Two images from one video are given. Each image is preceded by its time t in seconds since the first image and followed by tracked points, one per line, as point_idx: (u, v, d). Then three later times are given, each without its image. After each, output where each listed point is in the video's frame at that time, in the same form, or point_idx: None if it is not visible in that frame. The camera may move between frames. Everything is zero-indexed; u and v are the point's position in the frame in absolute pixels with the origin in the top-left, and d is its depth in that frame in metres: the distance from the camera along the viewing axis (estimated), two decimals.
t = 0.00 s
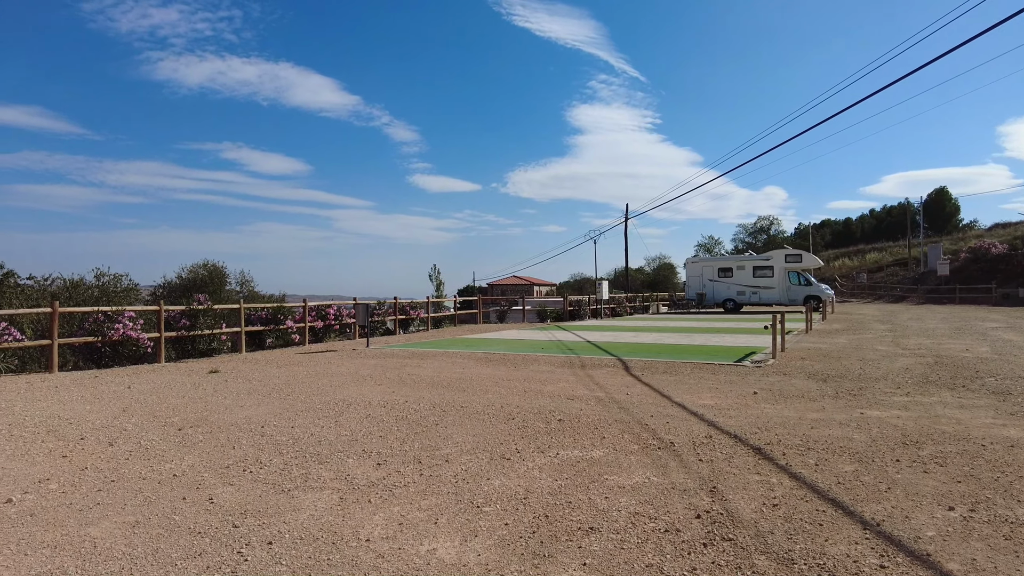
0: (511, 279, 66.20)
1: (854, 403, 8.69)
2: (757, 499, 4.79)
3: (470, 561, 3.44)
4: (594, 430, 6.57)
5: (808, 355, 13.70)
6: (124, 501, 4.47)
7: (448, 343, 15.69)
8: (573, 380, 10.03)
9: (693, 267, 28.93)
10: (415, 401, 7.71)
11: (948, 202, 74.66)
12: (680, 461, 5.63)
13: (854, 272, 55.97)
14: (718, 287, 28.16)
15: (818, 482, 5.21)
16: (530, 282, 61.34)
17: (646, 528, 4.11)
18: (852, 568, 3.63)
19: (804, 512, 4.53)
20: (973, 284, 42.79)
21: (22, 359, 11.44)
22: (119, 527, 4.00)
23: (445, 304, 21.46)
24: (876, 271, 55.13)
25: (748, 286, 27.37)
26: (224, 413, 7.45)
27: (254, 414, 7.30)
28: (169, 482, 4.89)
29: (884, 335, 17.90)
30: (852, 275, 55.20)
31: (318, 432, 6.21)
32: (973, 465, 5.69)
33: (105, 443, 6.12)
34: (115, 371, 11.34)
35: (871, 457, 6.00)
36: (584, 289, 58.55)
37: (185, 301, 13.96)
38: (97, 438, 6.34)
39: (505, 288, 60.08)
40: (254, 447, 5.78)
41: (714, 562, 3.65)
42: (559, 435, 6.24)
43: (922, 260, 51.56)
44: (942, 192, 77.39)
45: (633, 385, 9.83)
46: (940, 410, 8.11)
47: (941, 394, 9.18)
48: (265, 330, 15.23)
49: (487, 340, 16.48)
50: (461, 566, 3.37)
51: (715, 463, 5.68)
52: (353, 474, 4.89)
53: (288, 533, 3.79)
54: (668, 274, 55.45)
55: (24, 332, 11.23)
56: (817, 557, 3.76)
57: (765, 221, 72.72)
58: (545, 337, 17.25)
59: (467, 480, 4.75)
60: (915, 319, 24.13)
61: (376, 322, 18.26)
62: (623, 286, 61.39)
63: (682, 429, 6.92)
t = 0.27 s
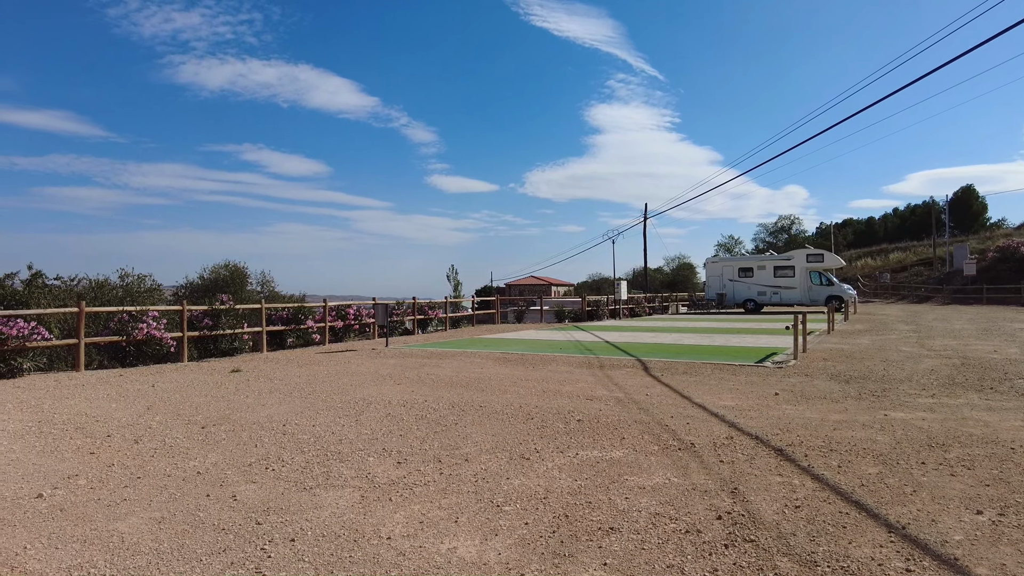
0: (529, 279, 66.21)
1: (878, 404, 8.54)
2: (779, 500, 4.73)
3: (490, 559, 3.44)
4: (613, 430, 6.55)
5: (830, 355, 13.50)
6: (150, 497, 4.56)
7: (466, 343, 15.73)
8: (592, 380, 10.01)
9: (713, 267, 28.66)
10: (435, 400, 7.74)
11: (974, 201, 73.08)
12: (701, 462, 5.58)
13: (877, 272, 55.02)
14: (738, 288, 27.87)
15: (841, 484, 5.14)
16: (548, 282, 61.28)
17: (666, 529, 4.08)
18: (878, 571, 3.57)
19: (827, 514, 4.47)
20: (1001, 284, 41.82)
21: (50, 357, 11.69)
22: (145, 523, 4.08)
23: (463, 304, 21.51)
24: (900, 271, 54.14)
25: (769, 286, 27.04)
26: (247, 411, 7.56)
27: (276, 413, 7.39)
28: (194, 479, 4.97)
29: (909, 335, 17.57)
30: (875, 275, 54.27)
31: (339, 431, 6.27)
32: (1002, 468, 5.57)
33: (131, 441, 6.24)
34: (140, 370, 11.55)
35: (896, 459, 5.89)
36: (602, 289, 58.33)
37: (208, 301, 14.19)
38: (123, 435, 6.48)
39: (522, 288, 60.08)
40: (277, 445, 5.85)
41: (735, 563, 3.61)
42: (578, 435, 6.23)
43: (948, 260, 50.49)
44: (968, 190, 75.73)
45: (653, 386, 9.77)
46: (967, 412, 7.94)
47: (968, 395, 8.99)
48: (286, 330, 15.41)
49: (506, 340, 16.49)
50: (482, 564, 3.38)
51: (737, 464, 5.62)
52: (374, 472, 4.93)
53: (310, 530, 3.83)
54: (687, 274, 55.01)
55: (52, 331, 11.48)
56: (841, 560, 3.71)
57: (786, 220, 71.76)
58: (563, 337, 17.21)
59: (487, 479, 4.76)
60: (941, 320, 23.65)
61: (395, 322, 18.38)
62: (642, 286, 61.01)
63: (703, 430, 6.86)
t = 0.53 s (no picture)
0: (546, 279, 66.10)
1: (902, 406, 8.40)
2: (801, 503, 4.67)
3: (510, 559, 3.45)
4: (632, 431, 6.52)
5: (852, 356, 13.30)
6: (174, 495, 4.63)
7: (484, 343, 15.76)
8: (610, 381, 9.97)
9: (732, 267, 28.38)
10: (453, 400, 7.77)
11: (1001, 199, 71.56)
12: (721, 464, 5.53)
13: (900, 272, 54.03)
14: (758, 288, 27.57)
15: (864, 487, 5.06)
16: (564, 282, 61.13)
17: (686, 530, 4.05)
18: None
19: (850, 517, 4.40)
20: None
21: (75, 356, 11.92)
22: (170, 520, 4.14)
23: (480, 304, 21.55)
24: (924, 270, 53.15)
25: (789, 286, 26.71)
26: (268, 410, 7.65)
27: (296, 412, 7.46)
28: (217, 477, 5.04)
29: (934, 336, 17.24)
30: (898, 274, 53.35)
31: (359, 430, 6.32)
32: None
33: (155, 439, 6.35)
34: (163, 369, 11.73)
35: (921, 462, 5.79)
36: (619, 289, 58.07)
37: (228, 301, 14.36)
38: (147, 434, 6.59)
39: (539, 288, 60.00)
40: (297, 444, 5.91)
41: (757, 566, 3.57)
42: (597, 436, 6.22)
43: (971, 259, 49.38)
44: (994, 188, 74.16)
45: (672, 387, 9.70)
46: (994, 415, 7.77)
47: (995, 398, 8.81)
48: (305, 330, 15.57)
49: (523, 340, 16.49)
50: (502, 564, 3.38)
51: (757, 466, 5.57)
52: (394, 471, 4.96)
53: (331, 528, 3.86)
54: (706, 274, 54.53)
55: (77, 331, 11.70)
56: (865, 564, 3.65)
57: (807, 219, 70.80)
58: (581, 338, 17.15)
59: (506, 479, 4.77)
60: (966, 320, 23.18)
61: (413, 322, 18.47)
62: (659, 286, 60.59)
63: (723, 432, 6.79)
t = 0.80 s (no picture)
0: (564, 279, 65.94)
1: (928, 408, 8.24)
2: (824, 504, 4.61)
3: (531, 558, 3.45)
4: (652, 431, 6.48)
5: (876, 357, 13.08)
6: (199, 491, 4.71)
7: (502, 342, 15.78)
8: (629, 381, 9.92)
9: (753, 267, 28.05)
10: (471, 399, 7.79)
11: None
12: (742, 465, 5.48)
13: (925, 272, 52.98)
14: (779, 288, 27.21)
15: (889, 489, 4.97)
16: (583, 283, 60.92)
17: (708, 531, 4.02)
18: None
19: (875, 520, 4.33)
20: None
21: (101, 355, 12.17)
22: (195, 515, 4.22)
23: (498, 303, 21.58)
24: (950, 270, 52.06)
25: (811, 286, 26.32)
26: (290, 408, 7.75)
27: (317, 410, 7.54)
28: (240, 474, 5.12)
29: (960, 337, 16.87)
30: (924, 274, 52.30)
31: (379, 428, 6.38)
32: None
33: (179, 436, 6.47)
34: (187, 368, 11.94)
35: (948, 464, 5.67)
36: (638, 289, 57.75)
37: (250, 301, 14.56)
38: (172, 431, 6.71)
39: (557, 288, 59.87)
40: (319, 442, 5.98)
41: (779, 567, 3.53)
42: (616, 436, 6.19)
43: (999, 259, 48.24)
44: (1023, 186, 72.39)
45: (691, 387, 9.64)
46: None
47: None
48: (326, 329, 15.73)
49: (541, 340, 16.48)
50: (522, 563, 3.39)
51: (779, 467, 5.50)
52: (414, 469, 4.99)
53: (353, 525, 3.90)
54: (726, 274, 53.97)
55: (103, 330, 11.94)
56: (890, 566, 3.59)
57: (828, 218, 69.73)
58: (600, 338, 17.09)
59: (526, 478, 4.77)
60: (995, 321, 22.63)
61: (431, 321, 18.55)
62: (678, 286, 60.11)
63: (743, 432, 6.73)
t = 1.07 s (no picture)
0: (583, 279, 65.73)
1: (957, 410, 8.05)
2: (850, 506, 4.53)
3: (553, 557, 3.44)
4: (674, 432, 6.43)
5: (903, 358, 12.82)
6: (224, 487, 4.79)
7: (522, 342, 15.79)
8: (650, 381, 9.86)
9: (776, 267, 27.69)
10: (491, 398, 7.80)
11: None
12: (765, 466, 5.41)
13: (953, 271, 51.80)
14: (802, 288, 26.81)
15: (917, 492, 4.87)
16: (602, 282, 60.68)
17: (731, 532, 3.97)
18: None
19: (904, 522, 4.24)
20: None
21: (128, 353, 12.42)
22: (222, 510, 4.29)
23: (518, 303, 21.58)
24: (979, 269, 50.82)
25: (835, 286, 25.89)
26: (312, 407, 7.84)
27: (338, 408, 7.62)
28: (265, 471, 5.19)
29: (991, 338, 16.46)
30: (952, 274, 51.14)
31: (400, 427, 6.42)
32: None
33: (205, 433, 6.58)
34: (211, 366, 12.12)
35: (979, 467, 5.54)
36: (657, 289, 57.33)
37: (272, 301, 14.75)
38: (198, 428, 6.83)
39: (576, 288, 59.71)
40: (341, 440, 6.03)
41: (805, 568, 3.48)
42: (638, 436, 6.16)
43: None
44: None
45: (713, 387, 9.54)
46: None
47: None
48: (347, 328, 15.89)
49: (561, 339, 16.45)
50: (545, 561, 3.39)
51: (804, 468, 5.42)
52: (436, 467, 5.02)
53: (376, 522, 3.93)
54: (748, 274, 53.31)
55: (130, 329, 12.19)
56: (919, 570, 3.52)
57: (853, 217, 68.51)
58: (620, 338, 17.01)
59: (547, 477, 4.77)
60: None
61: (451, 321, 18.63)
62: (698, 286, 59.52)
63: (767, 433, 6.65)
